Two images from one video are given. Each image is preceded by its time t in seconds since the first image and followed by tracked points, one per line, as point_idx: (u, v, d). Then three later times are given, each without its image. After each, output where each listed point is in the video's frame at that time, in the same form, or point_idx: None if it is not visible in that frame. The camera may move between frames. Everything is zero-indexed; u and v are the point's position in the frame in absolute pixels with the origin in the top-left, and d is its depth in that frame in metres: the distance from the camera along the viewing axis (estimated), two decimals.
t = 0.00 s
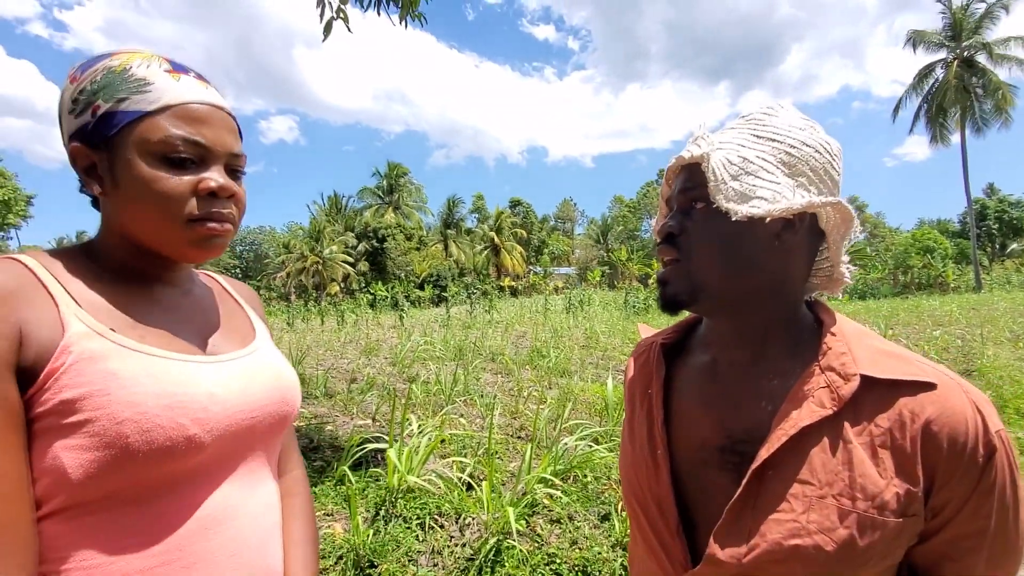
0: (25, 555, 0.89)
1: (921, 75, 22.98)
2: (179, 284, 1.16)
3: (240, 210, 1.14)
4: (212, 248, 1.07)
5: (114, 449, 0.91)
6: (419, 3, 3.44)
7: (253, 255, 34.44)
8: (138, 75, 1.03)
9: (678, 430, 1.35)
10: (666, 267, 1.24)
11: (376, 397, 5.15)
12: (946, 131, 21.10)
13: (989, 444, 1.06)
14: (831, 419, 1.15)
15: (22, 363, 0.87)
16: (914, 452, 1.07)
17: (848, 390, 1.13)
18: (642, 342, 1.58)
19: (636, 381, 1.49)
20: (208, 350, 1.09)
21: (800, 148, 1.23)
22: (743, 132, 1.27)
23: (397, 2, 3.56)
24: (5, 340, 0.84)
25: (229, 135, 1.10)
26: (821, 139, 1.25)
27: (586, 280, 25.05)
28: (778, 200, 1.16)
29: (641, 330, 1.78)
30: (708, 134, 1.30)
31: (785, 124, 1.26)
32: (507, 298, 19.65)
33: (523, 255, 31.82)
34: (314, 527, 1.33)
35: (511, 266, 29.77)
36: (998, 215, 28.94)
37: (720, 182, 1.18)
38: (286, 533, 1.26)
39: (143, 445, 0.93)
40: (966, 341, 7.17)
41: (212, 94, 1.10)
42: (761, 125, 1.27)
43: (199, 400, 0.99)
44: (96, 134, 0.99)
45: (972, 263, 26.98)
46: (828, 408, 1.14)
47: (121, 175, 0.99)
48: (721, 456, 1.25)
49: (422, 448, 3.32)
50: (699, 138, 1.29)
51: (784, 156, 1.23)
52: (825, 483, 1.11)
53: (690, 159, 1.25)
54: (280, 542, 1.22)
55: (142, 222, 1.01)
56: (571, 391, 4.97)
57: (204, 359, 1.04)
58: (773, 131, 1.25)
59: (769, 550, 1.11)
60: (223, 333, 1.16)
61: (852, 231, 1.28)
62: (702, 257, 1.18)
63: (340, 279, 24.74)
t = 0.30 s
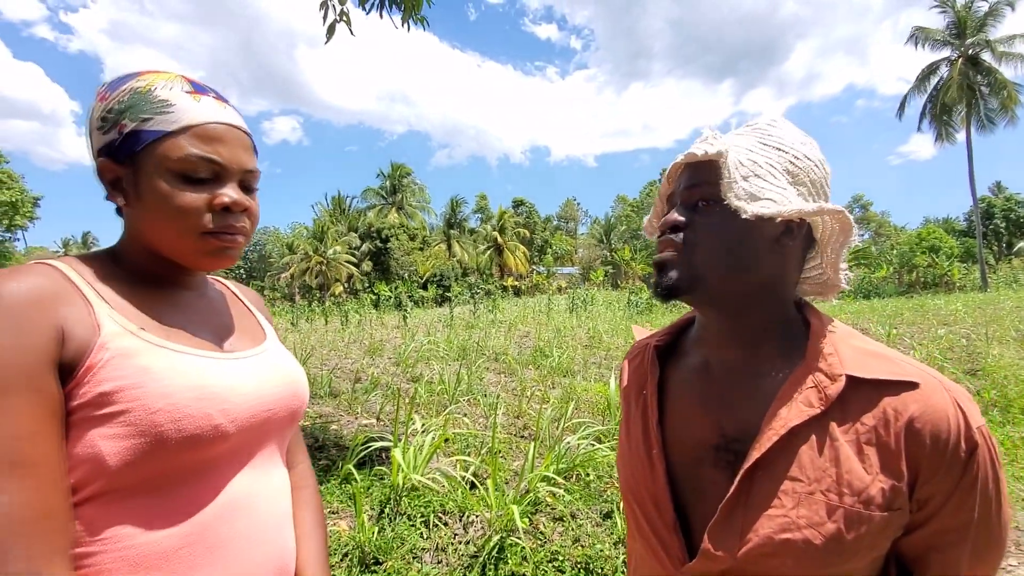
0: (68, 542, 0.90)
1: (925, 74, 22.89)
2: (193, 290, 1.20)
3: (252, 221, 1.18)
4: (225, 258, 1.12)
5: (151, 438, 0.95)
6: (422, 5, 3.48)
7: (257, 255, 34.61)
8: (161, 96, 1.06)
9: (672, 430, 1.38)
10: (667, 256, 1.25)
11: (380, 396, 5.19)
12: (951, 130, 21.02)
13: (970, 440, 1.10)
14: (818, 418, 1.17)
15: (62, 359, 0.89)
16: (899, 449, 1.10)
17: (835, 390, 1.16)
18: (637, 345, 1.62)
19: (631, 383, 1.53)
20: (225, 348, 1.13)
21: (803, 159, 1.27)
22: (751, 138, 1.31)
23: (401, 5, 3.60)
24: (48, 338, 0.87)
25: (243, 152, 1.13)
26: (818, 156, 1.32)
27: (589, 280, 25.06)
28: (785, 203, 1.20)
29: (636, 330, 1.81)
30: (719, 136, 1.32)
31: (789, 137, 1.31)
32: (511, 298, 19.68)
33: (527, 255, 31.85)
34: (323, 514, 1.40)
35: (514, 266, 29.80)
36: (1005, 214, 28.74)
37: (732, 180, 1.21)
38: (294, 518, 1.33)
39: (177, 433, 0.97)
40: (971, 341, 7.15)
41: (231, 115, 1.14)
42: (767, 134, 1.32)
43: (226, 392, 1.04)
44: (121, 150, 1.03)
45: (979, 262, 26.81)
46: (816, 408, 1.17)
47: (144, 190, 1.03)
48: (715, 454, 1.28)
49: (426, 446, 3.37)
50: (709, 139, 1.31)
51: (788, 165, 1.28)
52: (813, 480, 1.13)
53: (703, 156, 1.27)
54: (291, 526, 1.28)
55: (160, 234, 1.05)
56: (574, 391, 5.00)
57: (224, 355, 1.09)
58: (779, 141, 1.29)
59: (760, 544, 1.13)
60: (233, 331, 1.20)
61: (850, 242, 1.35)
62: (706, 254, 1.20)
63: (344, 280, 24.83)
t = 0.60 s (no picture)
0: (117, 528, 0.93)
1: (933, 68, 22.69)
2: (195, 287, 1.22)
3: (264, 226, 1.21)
4: (235, 258, 1.15)
5: (186, 428, 0.99)
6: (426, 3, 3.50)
7: (263, 253, 34.80)
8: (194, 100, 1.10)
9: (676, 425, 1.40)
10: (683, 275, 1.22)
11: (385, 392, 5.23)
12: (959, 125, 20.84)
13: (971, 429, 1.12)
14: (824, 414, 1.18)
15: (102, 357, 0.92)
16: (903, 441, 1.11)
17: (840, 385, 1.17)
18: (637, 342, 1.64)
19: (633, 379, 1.56)
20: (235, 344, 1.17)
21: (802, 153, 1.26)
22: (748, 133, 1.26)
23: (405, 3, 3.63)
24: (89, 337, 0.90)
25: (267, 162, 1.18)
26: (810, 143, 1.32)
27: (593, 278, 25.05)
28: (798, 212, 1.20)
29: (633, 326, 1.81)
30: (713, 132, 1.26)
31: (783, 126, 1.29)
32: (516, 295, 19.71)
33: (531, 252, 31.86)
34: (321, 496, 1.43)
35: (519, 263, 29.82)
36: (1015, 210, 28.45)
37: (746, 193, 1.18)
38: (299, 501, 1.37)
39: (210, 424, 1.01)
40: (979, 338, 7.11)
41: (255, 124, 1.19)
42: (762, 124, 1.28)
43: (250, 385, 1.08)
44: (149, 148, 1.05)
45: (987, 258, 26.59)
46: (822, 403, 1.17)
47: (169, 188, 1.05)
48: (721, 449, 1.29)
49: (431, 441, 3.43)
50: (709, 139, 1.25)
51: (790, 161, 1.26)
52: (821, 474, 1.14)
53: (708, 164, 1.22)
54: (300, 509, 1.33)
55: (180, 232, 1.08)
56: (578, 387, 5.03)
57: (242, 350, 1.13)
58: (779, 134, 1.26)
59: (770, 538, 1.14)
60: (238, 331, 1.23)
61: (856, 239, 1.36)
62: (721, 269, 1.19)
63: (349, 277, 24.94)
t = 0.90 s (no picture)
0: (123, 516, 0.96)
1: (940, 62, 22.47)
2: (206, 285, 1.24)
3: (269, 220, 1.22)
4: (242, 253, 1.17)
5: (189, 422, 1.00)
6: None
7: (267, 250, 34.91)
8: (192, 100, 1.10)
9: (686, 422, 1.41)
10: (695, 273, 1.21)
11: (390, 388, 5.27)
12: (966, 120, 20.66)
13: (980, 423, 1.13)
14: (837, 408, 1.18)
15: (108, 351, 0.94)
16: (915, 435, 1.12)
17: (853, 381, 1.17)
18: (642, 340, 1.64)
19: (640, 376, 1.55)
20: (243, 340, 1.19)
21: (817, 150, 1.26)
22: (767, 130, 1.25)
23: None
24: (94, 332, 0.92)
25: (268, 157, 1.18)
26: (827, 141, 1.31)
27: (597, 274, 25.04)
28: (816, 212, 1.20)
29: (637, 324, 1.79)
30: (734, 130, 1.25)
31: (800, 122, 1.27)
32: (520, 292, 19.72)
33: (535, 249, 31.85)
34: (333, 488, 1.46)
35: (522, 260, 29.83)
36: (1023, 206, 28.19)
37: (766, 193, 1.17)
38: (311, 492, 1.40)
39: (212, 417, 1.03)
40: (985, 334, 7.07)
41: (255, 121, 1.19)
42: (780, 122, 1.27)
43: (252, 379, 1.09)
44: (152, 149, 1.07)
45: (995, 254, 26.39)
46: (835, 399, 1.18)
47: (172, 187, 1.07)
48: (733, 446, 1.30)
49: (436, 437, 3.45)
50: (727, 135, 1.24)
51: (807, 159, 1.26)
52: (835, 468, 1.15)
53: (731, 163, 1.19)
54: (310, 501, 1.35)
55: (185, 230, 1.10)
56: (582, 383, 5.04)
57: (247, 345, 1.14)
58: (795, 132, 1.25)
59: (786, 533, 1.15)
60: (249, 327, 1.25)
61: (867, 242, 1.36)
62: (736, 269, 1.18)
63: (353, 274, 25.03)
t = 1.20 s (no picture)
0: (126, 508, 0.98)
1: (945, 58, 22.35)
2: (218, 282, 1.26)
3: (272, 214, 1.22)
4: (248, 249, 1.18)
5: (189, 417, 1.01)
6: None
7: (269, 247, 34.94)
8: (188, 98, 1.11)
9: (694, 414, 1.39)
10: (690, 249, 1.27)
11: (393, 384, 5.29)
12: (970, 116, 20.59)
13: (988, 422, 1.14)
14: (843, 401, 1.19)
15: (113, 345, 0.96)
16: (920, 431, 1.13)
17: (859, 374, 1.18)
18: (652, 330, 1.62)
19: (650, 365, 1.53)
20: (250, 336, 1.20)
21: (826, 145, 1.25)
22: (773, 126, 1.28)
23: None
24: (98, 325, 0.93)
25: (263, 150, 1.17)
26: (843, 138, 1.29)
27: (598, 271, 25.04)
28: (807, 195, 1.19)
29: (652, 318, 1.83)
30: (740, 126, 1.31)
31: (812, 121, 1.28)
32: (522, 289, 19.74)
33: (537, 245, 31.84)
34: (346, 488, 1.48)
35: (524, 256, 29.84)
36: None
37: (754, 174, 1.19)
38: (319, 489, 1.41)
39: (212, 412, 1.04)
40: (988, 331, 7.06)
41: (253, 114, 1.18)
42: (790, 120, 1.29)
43: (254, 375, 1.10)
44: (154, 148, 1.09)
45: (998, 251, 26.29)
46: (841, 391, 1.18)
47: (173, 184, 1.09)
48: (739, 437, 1.30)
49: (439, 432, 3.48)
50: (730, 130, 1.31)
51: (812, 152, 1.25)
52: (839, 460, 1.15)
53: (724, 150, 1.27)
54: (317, 498, 1.36)
55: (187, 226, 1.11)
56: (583, 380, 5.06)
57: (251, 341, 1.15)
58: (802, 128, 1.26)
59: (788, 522, 1.15)
60: (259, 323, 1.26)
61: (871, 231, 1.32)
62: (728, 246, 1.21)
63: (355, 271, 25.06)
